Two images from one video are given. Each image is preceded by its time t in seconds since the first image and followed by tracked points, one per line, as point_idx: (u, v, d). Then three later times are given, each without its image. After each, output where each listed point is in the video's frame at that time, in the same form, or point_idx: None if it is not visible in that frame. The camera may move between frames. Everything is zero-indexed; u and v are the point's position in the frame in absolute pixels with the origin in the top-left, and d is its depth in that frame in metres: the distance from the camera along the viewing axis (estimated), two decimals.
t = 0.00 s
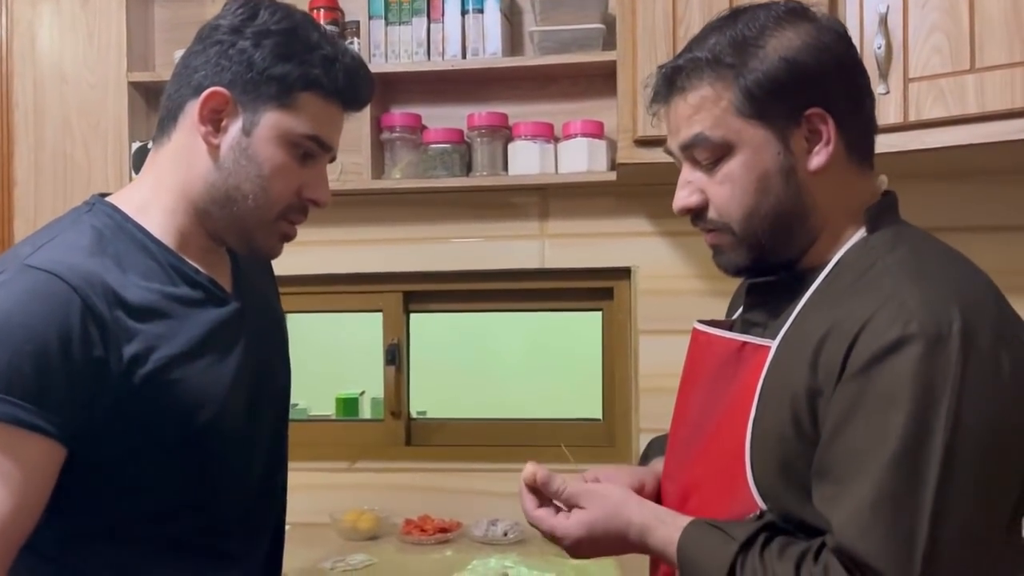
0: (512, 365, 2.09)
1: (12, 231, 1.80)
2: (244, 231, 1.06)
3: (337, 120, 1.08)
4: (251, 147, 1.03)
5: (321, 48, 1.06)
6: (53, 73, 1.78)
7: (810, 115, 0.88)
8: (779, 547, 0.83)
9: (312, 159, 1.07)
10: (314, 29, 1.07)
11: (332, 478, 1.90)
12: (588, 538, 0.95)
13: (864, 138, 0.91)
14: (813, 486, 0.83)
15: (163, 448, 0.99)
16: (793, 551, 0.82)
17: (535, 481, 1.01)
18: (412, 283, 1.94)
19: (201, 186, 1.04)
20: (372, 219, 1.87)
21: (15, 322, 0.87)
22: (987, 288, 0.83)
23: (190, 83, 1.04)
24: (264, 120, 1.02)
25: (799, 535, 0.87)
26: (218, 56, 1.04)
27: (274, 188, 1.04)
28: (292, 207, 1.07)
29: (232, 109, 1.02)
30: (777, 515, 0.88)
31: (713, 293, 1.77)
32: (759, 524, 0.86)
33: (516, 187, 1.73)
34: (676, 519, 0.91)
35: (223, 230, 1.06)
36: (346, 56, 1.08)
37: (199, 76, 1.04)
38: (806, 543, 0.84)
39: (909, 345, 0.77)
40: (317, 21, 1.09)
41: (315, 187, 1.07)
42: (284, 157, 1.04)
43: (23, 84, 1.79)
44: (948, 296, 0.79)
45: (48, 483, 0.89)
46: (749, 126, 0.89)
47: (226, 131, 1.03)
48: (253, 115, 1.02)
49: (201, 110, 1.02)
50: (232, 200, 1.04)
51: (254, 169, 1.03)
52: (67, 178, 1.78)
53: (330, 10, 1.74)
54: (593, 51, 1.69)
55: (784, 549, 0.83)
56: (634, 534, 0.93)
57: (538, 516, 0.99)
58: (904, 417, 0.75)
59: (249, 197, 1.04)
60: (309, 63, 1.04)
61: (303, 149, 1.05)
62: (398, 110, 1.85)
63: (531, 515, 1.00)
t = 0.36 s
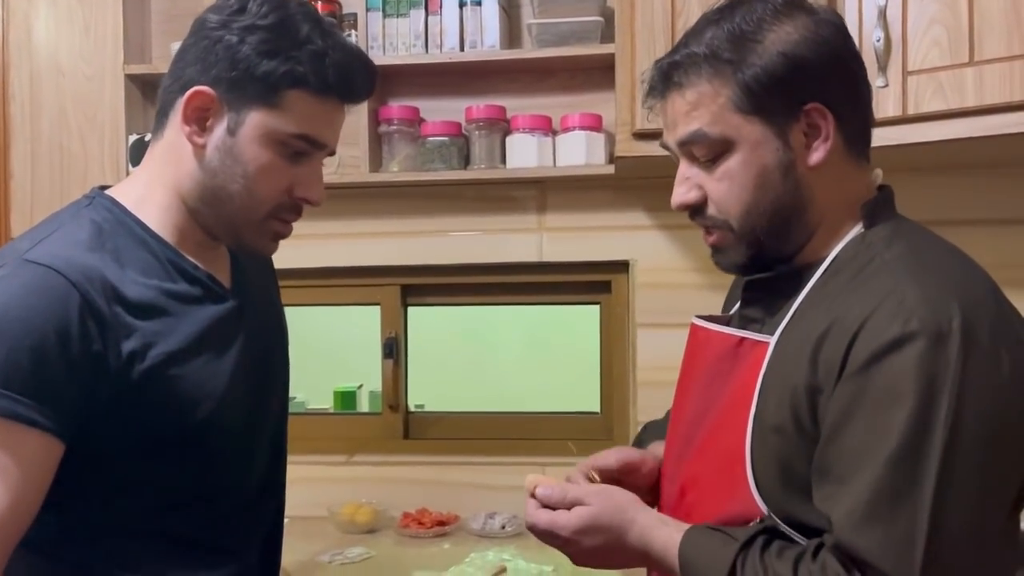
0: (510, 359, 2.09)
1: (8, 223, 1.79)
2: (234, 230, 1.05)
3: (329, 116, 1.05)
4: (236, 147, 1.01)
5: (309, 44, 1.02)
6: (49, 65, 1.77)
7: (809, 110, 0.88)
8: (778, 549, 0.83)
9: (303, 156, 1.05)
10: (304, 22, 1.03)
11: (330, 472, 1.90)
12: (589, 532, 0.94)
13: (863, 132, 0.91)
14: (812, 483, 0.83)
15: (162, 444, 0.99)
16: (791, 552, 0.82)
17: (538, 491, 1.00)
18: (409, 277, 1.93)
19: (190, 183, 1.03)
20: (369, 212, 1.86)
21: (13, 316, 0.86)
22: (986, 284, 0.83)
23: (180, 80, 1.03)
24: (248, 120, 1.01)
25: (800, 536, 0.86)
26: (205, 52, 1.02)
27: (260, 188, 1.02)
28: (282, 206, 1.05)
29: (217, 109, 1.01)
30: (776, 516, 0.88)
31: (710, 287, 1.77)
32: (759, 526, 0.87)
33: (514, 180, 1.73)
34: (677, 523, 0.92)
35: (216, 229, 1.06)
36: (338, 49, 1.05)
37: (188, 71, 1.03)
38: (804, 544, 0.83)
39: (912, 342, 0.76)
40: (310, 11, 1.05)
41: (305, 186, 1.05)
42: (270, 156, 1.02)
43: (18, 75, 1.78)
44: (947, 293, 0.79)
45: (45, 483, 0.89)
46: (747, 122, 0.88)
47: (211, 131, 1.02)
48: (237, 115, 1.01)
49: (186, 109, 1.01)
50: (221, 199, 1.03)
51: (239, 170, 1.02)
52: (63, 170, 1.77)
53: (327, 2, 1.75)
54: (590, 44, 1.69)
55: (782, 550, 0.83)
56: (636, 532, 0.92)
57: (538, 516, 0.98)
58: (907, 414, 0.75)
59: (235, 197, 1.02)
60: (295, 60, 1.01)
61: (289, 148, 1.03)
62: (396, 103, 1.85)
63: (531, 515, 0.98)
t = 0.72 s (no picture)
0: (508, 353, 2.09)
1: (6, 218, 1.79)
2: (224, 235, 1.04)
3: (305, 119, 1.00)
4: (212, 159, 0.99)
5: (276, 48, 0.96)
6: (47, 59, 1.76)
7: (818, 113, 0.88)
8: (782, 546, 0.84)
9: (285, 160, 1.01)
10: (270, 25, 0.97)
11: (329, 466, 1.90)
12: (590, 534, 0.96)
13: (870, 130, 0.92)
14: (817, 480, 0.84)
15: (165, 441, 0.99)
16: (796, 549, 0.82)
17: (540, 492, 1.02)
18: (408, 272, 1.93)
19: (175, 187, 1.02)
20: (368, 207, 1.86)
21: (12, 314, 0.86)
22: (991, 284, 0.83)
23: (157, 87, 1.01)
24: (221, 132, 0.98)
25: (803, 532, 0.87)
26: (176, 58, 0.98)
27: (241, 197, 1.00)
28: (267, 211, 1.02)
29: (190, 119, 0.98)
30: (778, 514, 0.89)
31: (709, 282, 1.77)
32: (761, 522, 0.87)
33: (513, 175, 1.73)
34: (680, 521, 0.92)
35: (208, 234, 1.05)
36: (308, 50, 0.98)
37: (162, 79, 1.00)
38: (809, 540, 0.84)
39: (919, 342, 0.77)
40: (277, 9, 0.98)
41: (290, 189, 1.02)
42: (247, 167, 0.99)
43: (15, 69, 1.77)
44: (953, 294, 0.79)
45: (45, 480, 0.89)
46: (756, 124, 0.89)
47: (187, 140, 0.99)
48: (210, 127, 0.98)
49: (160, 121, 0.99)
50: (205, 207, 1.01)
51: (217, 181, 0.99)
52: (61, 165, 1.76)
53: None
54: (589, 39, 1.69)
55: (787, 548, 0.83)
56: (636, 533, 0.93)
57: (539, 517, 1.00)
58: (913, 414, 0.75)
59: (218, 206, 1.00)
60: (259, 68, 0.96)
61: (267, 156, 0.99)
62: (395, 98, 1.84)
63: (532, 517, 1.00)
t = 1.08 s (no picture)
0: (508, 351, 2.09)
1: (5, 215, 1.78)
2: (221, 234, 1.03)
3: (299, 116, 0.99)
4: (207, 158, 0.98)
5: (268, 46, 0.96)
6: (46, 56, 1.76)
7: (823, 111, 0.88)
8: (787, 543, 0.84)
9: (280, 157, 1.00)
10: (262, 21, 0.97)
11: (329, 464, 1.90)
12: (591, 532, 0.97)
13: (874, 128, 0.92)
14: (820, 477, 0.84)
15: (166, 437, 0.99)
16: (801, 546, 0.83)
17: (542, 489, 1.02)
18: (407, 269, 1.94)
19: (175, 185, 1.02)
20: (368, 204, 1.86)
21: (12, 308, 0.86)
22: (995, 281, 0.83)
23: (152, 85, 1.00)
24: (216, 130, 0.97)
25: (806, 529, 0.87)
26: (169, 57, 0.98)
27: (236, 196, 0.99)
28: (264, 209, 1.02)
29: (185, 117, 0.98)
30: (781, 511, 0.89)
31: (709, 280, 1.78)
32: (764, 519, 0.87)
33: (513, 172, 1.73)
34: (682, 518, 0.92)
35: (206, 233, 1.05)
36: (301, 46, 0.98)
37: (158, 78, 1.00)
38: (814, 537, 0.84)
39: (922, 340, 0.77)
40: (270, 6, 0.98)
41: (285, 187, 1.01)
42: (243, 164, 0.99)
43: (14, 66, 1.76)
44: (957, 291, 0.80)
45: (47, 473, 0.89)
46: (760, 123, 0.89)
47: (182, 139, 0.99)
48: (205, 125, 0.97)
49: (155, 122, 0.99)
50: (201, 206, 1.01)
51: (212, 179, 0.99)
52: (60, 163, 1.76)
53: None
54: (589, 36, 1.69)
55: (792, 545, 0.83)
56: (637, 531, 0.93)
57: (540, 515, 1.00)
58: (916, 411, 0.76)
59: (214, 205, 1.00)
60: (252, 65, 0.95)
61: (263, 153, 0.99)
62: (394, 95, 1.84)
63: (533, 515, 1.01)
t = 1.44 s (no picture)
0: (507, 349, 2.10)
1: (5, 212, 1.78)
2: (222, 230, 1.03)
3: (301, 112, 0.99)
4: (209, 154, 0.98)
5: (268, 42, 0.96)
6: (45, 53, 1.75)
7: (824, 106, 0.88)
8: (784, 540, 0.84)
9: (281, 153, 1.00)
10: (262, 17, 0.96)
11: (328, 462, 1.90)
12: (587, 528, 0.97)
13: (875, 125, 0.92)
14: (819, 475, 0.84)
15: (168, 434, 0.99)
16: (798, 543, 0.82)
17: (537, 484, 1.01)
18: (406, 267, 1.93)
19: (176, 182, 1.02)
20: (368, 202, 1.86)
21: (16, 304, 0.86)
22: (995, 280, 0.83)
23: (153, 82, 1.00)
24: (217, 126, 0.97)
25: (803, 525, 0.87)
26: (170, 54, 0.98)
27: (237, 193, 0.99)
28: (265, 206, 1.01)
29: (186, 114, 0.98)
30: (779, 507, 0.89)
31: (709, 277, 1.77)
32: (762, 515, 0.87)
33: (513, 169, 1.73)
34: (679, 514, 0.92)
35: (207, 230, 1.04)
36: (301, 42, 0.97)
37: (157, 75, 0.99)
38: (811, 533, 0.84)
39: (921, 338, 0.77)
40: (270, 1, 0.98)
41: (287, 183, 1.01)
42: (244, 161, 0.98)
43: (13, 63, 1.76)
44: (956, 290, 0.80)
45: (52, 466, 0.89)
46: (762, 118, 0.89)
47: (184, 135, 0.99)
48: (206, 121, 0.97)
49: (156, 118, 0.99)
50: (202, 202, 1.01)
51: (214, 175, 0.99)
52: (59, 160, 1.75)
53: None
54: (589, 33, 1.68)
55: (789, 542, 0.83)
56: (633, 526, 0.93)
57: (536, 509, 1.00)
58: (915, 409, 0.75)
59: (215, 202, 1.00)
60: (252, 62, 0.95)
61: (263, 151, 0.99)
62: (394, 92, 1.84)
63: (530, 510, 1.00)
